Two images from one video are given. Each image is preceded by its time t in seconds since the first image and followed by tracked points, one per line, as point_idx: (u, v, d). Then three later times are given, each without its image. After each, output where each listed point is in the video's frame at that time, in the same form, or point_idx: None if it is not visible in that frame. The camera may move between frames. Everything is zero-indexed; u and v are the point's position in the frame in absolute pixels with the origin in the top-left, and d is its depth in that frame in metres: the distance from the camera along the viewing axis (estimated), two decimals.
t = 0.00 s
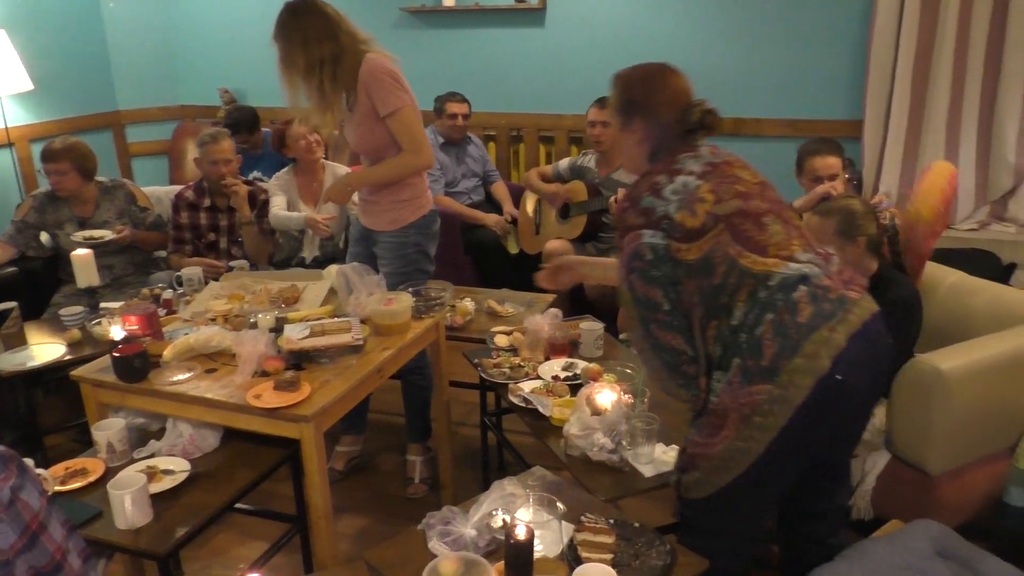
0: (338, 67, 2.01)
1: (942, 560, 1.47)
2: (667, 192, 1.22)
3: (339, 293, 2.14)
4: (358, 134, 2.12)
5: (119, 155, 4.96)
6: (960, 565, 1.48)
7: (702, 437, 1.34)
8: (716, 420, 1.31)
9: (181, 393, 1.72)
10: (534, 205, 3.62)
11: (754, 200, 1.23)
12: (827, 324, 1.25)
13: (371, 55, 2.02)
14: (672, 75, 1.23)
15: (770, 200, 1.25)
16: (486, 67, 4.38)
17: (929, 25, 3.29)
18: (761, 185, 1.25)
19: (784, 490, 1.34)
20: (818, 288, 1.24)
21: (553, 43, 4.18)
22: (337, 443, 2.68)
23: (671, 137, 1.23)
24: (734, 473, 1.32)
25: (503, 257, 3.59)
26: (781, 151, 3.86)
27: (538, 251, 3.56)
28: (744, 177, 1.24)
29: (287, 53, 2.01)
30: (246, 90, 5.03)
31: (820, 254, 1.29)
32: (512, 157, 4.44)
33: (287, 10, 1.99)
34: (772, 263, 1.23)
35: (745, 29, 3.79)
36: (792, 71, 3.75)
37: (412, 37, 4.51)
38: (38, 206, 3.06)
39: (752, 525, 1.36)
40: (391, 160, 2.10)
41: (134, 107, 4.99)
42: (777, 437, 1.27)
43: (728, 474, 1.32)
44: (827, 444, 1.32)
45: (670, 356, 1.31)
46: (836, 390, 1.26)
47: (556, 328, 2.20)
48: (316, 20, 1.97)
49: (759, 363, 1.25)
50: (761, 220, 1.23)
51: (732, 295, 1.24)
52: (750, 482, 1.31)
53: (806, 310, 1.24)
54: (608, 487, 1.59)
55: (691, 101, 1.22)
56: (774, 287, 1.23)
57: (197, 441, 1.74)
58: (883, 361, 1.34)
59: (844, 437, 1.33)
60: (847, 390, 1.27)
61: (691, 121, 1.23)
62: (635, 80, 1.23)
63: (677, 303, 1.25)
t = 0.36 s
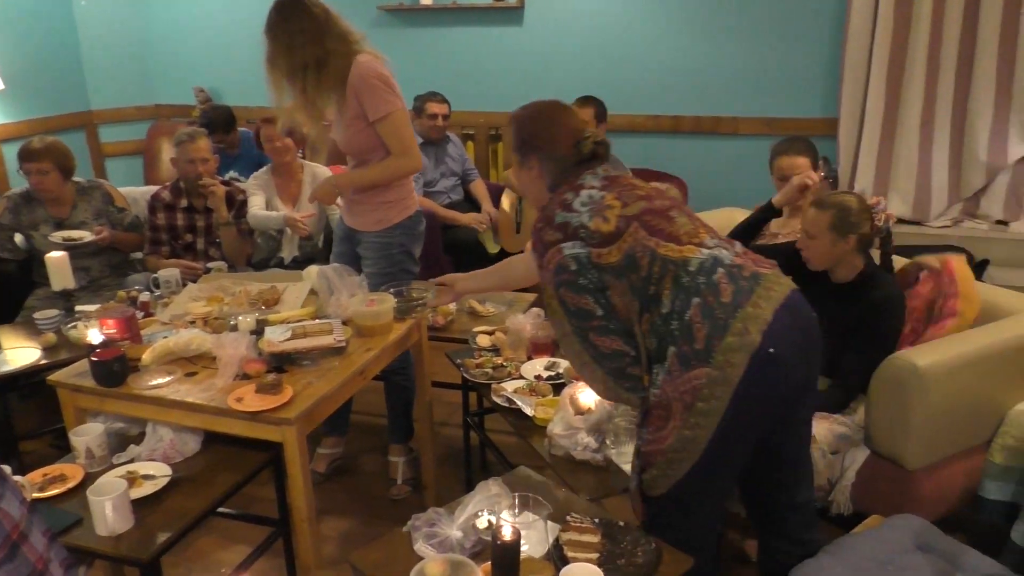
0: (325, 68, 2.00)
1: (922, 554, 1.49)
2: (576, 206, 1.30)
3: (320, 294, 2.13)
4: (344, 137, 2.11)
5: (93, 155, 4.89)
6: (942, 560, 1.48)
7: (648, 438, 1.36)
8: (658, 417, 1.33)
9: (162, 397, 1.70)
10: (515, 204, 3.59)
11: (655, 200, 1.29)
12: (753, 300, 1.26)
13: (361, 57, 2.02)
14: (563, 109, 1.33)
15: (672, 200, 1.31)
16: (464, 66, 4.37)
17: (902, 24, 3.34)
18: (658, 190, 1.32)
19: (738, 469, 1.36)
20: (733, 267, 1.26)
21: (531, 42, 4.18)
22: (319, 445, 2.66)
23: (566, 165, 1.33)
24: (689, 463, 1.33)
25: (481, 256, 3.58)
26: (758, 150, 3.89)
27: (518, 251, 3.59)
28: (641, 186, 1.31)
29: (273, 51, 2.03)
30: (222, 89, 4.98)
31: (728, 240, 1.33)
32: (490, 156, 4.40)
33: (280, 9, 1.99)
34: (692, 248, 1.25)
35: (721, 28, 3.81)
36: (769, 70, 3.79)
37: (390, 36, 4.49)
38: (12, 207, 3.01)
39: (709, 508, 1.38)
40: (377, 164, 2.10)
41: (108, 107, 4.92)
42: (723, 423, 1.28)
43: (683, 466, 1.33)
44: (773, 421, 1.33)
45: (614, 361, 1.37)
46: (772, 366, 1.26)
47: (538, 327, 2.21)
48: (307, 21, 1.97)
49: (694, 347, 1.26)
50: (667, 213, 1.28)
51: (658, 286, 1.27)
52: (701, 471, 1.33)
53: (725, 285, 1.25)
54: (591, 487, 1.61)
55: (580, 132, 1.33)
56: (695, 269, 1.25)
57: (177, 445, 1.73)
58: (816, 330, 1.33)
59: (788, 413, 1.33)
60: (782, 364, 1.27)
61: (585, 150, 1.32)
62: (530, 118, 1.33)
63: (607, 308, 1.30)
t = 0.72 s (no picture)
0: (314, 67, 1.99)
1: (903, 546, 1.52)
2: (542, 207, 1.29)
3: (303, 294, 2.11)
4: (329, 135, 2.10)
5: (69, 155, 4.82)
6: (922, 550, 1.51)
7: (619, 436, 1.39)
8: (627, 413, 1.36)
9: (146, 399, 1.68)
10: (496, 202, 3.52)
11: (620, 200, 1.29)
12: (716, 297, 1.27)
13: (353, 57, 2.01)
14: (530, 111, 1.30)
15: (636, 200, 1.31)
16: (446, 65, 4.36)
17: (879, 24, 3.38)
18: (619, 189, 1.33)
19: (711, 462, 1.37)
20: (697, 264, 1.28)
21: (512, 40, 4.18)
22: (303, 446, 2.65)
23: (529, 165, 1.31)
24: (657, 462, 1.35)
25: (464, 255, 3.59)
26: (737, 148, 3.93)
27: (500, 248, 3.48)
28: (605, 187, 1.32)
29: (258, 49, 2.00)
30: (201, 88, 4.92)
31: (693, 237, 1.34)
32: (472, 154, 4.39)
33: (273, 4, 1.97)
34: (655, 246, 1.27)
35: (701, 26, 3.84)
36: (748, 69, 3.82)
37: (370, 35, 4.47)
38: None
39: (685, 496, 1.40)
40: (360, 164, 2.09)
41: (84, 106, 4.85)
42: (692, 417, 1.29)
43: (654, 463, 1.35)
44: (743, 415, 1.33)
45: (581, 360, 1.36)
46: (738, 360, 1.27)
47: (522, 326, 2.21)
48: (300, 18, 1.95)
49: (657, 343, 1.28)
50: (632, 213, 1.29)
51: (623, 285, 1.28)
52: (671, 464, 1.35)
53: (688, 279, 1.27)
54: (578, 484, 1.62)
55: (545, 135, 1.30)
56: (659, 267, 1.27)
57: (161, 447, 1.72)
58: (782, 323, 1.34)
59: (757, 407, 1.34)
60: (748, 359, 1.27)
61: (550, 152, 1.30)
62: (495, 120, 1.30)
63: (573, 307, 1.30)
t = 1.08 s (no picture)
0: (283, 65, 1.95)
1: (884, 540, 1.55)
2: (546, 194, 1.31)
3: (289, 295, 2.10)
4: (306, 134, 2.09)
5: (47, 155, 4.76)
6: (902, 543, 1.54)
7: (604, 433, 1.41)
8: (611, 411, 1.37)
9: (131, 400, 1.67)
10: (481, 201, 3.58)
11: (627, 195, 1.30)
12: (706, 305, 1.28)
13: (320, 54, 2.00)
14: (547, 92, 1.31)
15: (646, 196, 1.32)
16: (427, 65, 4.36)
17: (857, 26, 3.43)
18: (633, 179, 1.34)
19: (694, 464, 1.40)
20: (696, 269, 1.30)
21: (495, 40, 4.19)
22: (288, 447, 2.64)
23: (538, 145, 1.32)
24: (638, 462, 1.37)
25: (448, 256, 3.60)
26: (719, 148, 3.97)
27: (486, 247, 3.59)
28: (615, 174, 1.33)
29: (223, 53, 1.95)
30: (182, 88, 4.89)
31: (698, 242, 1.35)
32: (454, 155, 4.42)
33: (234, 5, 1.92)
34: (654, 249, 1.28)
35: (682, 28, 3.87)
36: (728, 70, 3.86)
37: (351, 35, 4.46)
38: None
39: (655, 499, 1.42)
40: (343, 157, 2.10)
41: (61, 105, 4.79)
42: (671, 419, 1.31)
43: (635, 463, 1.37)
44: (728, 417, 1.36)
45: (564, 349, 1.37)
46: (721, 369, 1.29)
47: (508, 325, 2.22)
48: (264, 19, 1.90)
49: (642, 345, 1.29)
50: (638, 212, 1.29)
51: (615, 283, 1.30)
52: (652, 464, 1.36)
53: (682, 286, 1.28)
54: (564, 481, 1.63)
55: (555, 113, 1.31)
56: (654, 270, 1.28)
57: (146, 448, 1.71)
58: (775, 338, 1.35)
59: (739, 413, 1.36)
60: (732, 368, 1.30)
61: (559, 133, 1.31)
62: (514, 104, 1.31)
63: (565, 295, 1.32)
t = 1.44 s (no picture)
0: (262, 68, 1.94)
1: (887, 540, 1.56)
2: (614, 171, 1.32)
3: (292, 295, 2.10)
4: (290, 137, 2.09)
5: (43, 155, 4.74)
6: (904, 543, 1.55)
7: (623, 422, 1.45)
8: (629, 404, 1.41)
9: (136, 399, 1.67)
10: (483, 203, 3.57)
11: (692, 192, 1.29)
12: (733, 321, 1.29)
13: (297, 54, 2.00)
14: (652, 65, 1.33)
15: (713, 196, 1.30)
16: (425, 65, 4.37)
17: (853, 29, 3.46)
18: (717, 173, 1.31)
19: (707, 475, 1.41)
20: (735, 287, 1.30)
21: (493, 41, 4.20)
22: (288, 448, 2.64)
23: (630, 115, 1.34)
24: (647, 463, 1.39)
25: (448, 256, 3.60)
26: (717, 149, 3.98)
27: (485, 249, 3.56)
28: (695, 165, 1.30)
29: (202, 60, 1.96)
30: (179, 87, 4.88)
31: (754, 255, 1.33)
32: (453, 155, 4.42)
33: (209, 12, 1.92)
34: (691, 253, 1.30)
35: (680, 30, 3.88)
36: (726, 72, 3.88)
37: (350, 35, 4.46)
38: None
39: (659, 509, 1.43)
40: (330, 157, 2.09)
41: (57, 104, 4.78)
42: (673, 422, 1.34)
43: (643, 463, 1.40)
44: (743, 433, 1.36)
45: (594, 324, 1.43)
46: (732, 388, 1.31)
47: (511, 326, 2.22)
48: (239, 24, 1.90)
49: (659, 345, 1.35)
50: (694, 212, 1.29)
51: (649, 277, 1.34)
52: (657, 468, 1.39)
53: (713, 297, 1.30)
54: (568, 481, 1.63)
55: (647, 82, 1.32)
56: (690, 275, 1.30)
57: (150, 447, 1.71)
58: (801, 370, 1.34)
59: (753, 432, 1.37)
60: (743, 391, 1.31)
61: (648, 105, 1.32)
62: (630, 79, 1.33)
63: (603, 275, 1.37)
